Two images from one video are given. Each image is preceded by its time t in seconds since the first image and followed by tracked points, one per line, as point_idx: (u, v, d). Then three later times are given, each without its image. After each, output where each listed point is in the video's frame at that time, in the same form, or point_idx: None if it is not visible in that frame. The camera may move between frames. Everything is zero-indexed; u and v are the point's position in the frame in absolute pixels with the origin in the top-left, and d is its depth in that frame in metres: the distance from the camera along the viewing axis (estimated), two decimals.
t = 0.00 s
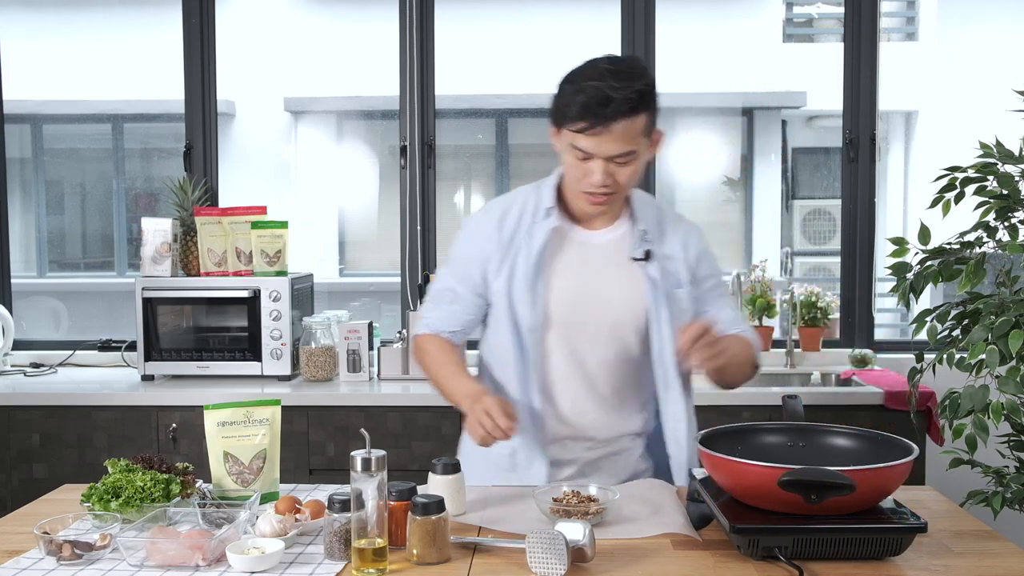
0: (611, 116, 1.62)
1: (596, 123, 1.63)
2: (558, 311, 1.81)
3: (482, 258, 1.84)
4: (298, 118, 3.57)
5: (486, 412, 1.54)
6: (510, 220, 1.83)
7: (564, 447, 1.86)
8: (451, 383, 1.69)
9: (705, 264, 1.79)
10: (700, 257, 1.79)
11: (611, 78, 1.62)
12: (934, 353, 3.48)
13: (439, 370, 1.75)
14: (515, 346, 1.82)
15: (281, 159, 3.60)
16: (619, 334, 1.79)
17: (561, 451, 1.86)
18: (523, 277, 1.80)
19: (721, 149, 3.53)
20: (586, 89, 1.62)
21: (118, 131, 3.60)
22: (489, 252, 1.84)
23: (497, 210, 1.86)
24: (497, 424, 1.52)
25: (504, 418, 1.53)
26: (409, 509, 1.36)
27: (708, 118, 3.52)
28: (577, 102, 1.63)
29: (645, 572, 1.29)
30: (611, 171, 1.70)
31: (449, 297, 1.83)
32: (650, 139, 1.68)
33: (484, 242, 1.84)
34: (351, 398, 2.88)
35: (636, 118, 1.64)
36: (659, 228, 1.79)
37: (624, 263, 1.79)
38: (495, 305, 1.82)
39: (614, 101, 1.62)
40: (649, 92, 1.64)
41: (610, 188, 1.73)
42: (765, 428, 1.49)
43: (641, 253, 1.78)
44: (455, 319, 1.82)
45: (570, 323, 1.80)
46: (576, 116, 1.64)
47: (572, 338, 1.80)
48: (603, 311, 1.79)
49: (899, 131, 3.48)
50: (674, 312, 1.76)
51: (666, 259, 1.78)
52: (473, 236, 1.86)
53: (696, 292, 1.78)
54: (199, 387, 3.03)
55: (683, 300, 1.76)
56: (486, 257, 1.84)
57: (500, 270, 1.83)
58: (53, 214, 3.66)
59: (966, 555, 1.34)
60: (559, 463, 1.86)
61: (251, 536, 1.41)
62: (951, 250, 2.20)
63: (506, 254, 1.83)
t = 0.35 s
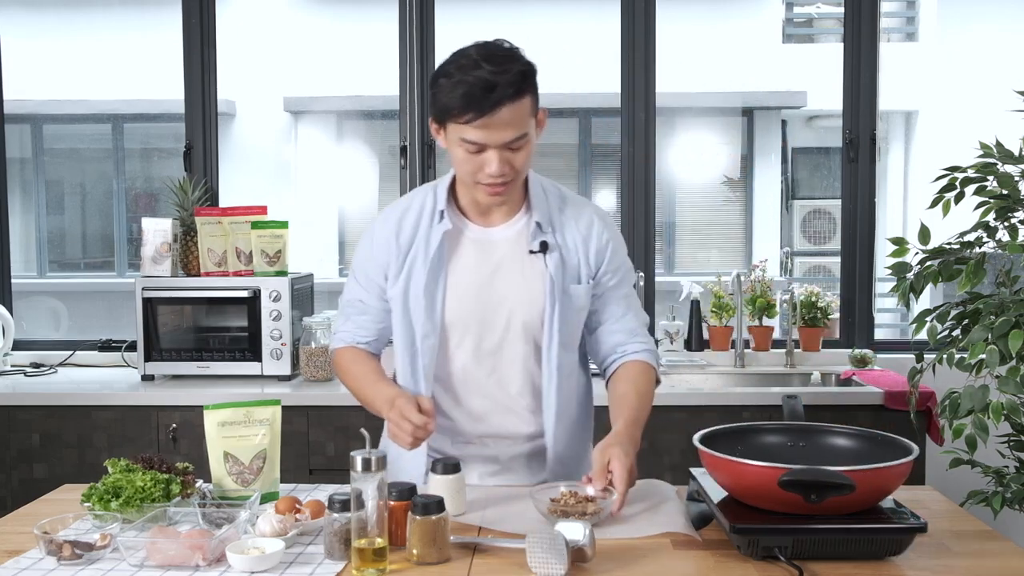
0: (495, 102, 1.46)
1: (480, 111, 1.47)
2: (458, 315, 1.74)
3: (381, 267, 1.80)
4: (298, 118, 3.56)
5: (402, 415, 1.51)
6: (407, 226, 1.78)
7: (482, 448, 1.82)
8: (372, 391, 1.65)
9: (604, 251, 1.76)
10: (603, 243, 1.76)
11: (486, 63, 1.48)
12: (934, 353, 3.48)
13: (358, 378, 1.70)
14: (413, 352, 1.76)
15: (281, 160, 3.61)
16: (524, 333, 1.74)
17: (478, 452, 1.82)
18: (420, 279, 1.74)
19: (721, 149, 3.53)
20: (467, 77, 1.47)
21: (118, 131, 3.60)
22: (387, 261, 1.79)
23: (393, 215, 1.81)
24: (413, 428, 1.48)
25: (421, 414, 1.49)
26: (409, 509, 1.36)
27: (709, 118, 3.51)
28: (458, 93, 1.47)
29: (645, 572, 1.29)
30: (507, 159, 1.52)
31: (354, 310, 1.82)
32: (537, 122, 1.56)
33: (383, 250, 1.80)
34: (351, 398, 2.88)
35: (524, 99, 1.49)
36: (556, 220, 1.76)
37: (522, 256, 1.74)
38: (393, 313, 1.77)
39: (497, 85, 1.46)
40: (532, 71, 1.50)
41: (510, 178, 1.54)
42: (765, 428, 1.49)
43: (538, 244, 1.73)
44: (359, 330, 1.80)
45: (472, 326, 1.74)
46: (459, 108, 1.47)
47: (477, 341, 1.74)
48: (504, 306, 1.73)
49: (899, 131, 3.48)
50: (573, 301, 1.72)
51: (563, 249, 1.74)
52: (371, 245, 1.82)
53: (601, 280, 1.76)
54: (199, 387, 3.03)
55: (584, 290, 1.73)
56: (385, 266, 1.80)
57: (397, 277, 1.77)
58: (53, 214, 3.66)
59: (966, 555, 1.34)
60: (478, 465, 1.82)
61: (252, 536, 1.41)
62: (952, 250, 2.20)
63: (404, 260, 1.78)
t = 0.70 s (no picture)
0: (488, 101, 1.50)
1: (475, 111, 1.51)
2: (475, 316, 1.79)
3: (398, 274, 1.86)
4: (298, 118, 3.56)
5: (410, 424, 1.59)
6: (420, 233, 1.84)
7: (512, 448, 1.84)
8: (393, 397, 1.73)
9: (618, 241, 1.80)
10: (617, 234, 1.81)
11: (477, 64, 1.52)
12: (934, 353, 3.48)
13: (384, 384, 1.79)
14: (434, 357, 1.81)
15: (281, 160, 3.61)
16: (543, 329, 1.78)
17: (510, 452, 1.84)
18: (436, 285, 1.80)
19: (721, 149, 3.53)
20: (457, 79, 1.51)
21: (118, 131, 3.60)
22: (404, 268, 1.85)
23: (407, 223, 1.86)
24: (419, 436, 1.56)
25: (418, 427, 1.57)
26: (409, 509, 1.36)
27: (709, 118, 3.51)
28: (450, 94, 1.51)
29: (645, 572, 1.29)
30: (505, 159, 1.56)
31: (380, 317, 1.89)
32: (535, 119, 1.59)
33: (399, 259, 1.86)
34: (351, 398, 2.88)
35: (517, 97, 1.53)
36: (569, 215, 1.81)
37: (536, 253, 1.79)
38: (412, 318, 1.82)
39: (489, 83, 1.50)
40: (521, 67, 1.54)
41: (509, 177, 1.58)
42: (765, 428, 1.49)
43: (550, 241, 1.78)
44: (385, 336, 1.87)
45: (490, 325, 1.79)
46: (453, 109, 1.52)
47: (495, 339, 1.79)
48: (521, 304, 1.78)
49: (899, 131, 3.48)
50: (587, 296, 1.77)
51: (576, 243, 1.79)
52: (387, 254, 1.88)
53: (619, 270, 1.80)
54: (199, 387, 3.03)
55: (599, 282, 1.77)
56: (400, 273, 1.86)
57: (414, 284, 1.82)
58: (53, 214, 3.66)
59: (967, 555, 1.33)
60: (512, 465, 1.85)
61: (252, 536, 1.41)
62: (951, 250, 2.20)
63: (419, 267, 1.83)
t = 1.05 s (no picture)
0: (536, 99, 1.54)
1: (522, 107, 1.55)
2: (522, 314, 1.81)
3: (445, 269, 1.88)
4: (298, 118, 3.56)
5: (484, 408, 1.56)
6: (470, 228, 1.86)
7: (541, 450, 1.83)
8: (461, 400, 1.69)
9: (662, 244, 1.83)
10: (663, 237, 1.83)
11: (532, 62, 1.56)
12: (934, 353, 3.48)
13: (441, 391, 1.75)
14: (484, 353, 1.83)
15: (281, 160, 3.60)
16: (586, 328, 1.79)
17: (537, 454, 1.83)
18: (485, 279, 1.81)
19: (720, 149, 3.53)
20: (509, 76, 1.55)
21: (118, 131, 3.60)
22: (453, 263, 1.86)
23: (458, 218, 1.88)
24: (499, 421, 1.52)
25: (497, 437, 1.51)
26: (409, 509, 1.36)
27: (709, 118, 3.51)
28: (501, 89, 1.55)
29: (645, 572, 1.29)
30: (550, 157, 1.60)
31: (421, 313, 1.87)
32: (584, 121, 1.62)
33: (448, 253, 1.87)
34: (351, 398, 2.88)
35: (568, 96, 1.57)
36: (615, 217, 1.84)
37: (581, 254, 1.81)
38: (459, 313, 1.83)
39: (537, 82, 1.53)
40: (574, 67, 1.58)
41: (554, 175, 1.61)
42: (765, 428, 1.49)
43: (596, 242, 1.80)
44: (430, 338, 1.85)
45: (536, 322, 1.80)
46: (502, 103, 1.56)
47: (541, 338, 1.79)
48: (566, 304, 1.80)
49: (899, 131, 3.48)
50: (631, 298, 1.79)
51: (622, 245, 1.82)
52: (437, 248, 1.90)
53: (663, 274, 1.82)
54: (199, 387, 3.03)
55: (642, 285, 1.80)
56: (449, 268, 1.87)
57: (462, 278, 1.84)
58: (54, 214, 3.66)
59: (967, 555, 1.33)
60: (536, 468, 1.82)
61: (251, 536, 1.41)
62: (952, 250, 2.20)
63: (468, 262, 1.85)
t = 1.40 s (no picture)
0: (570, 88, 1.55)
1: (556, 94, 1.56)
2: (552, 304, 1.79)
3: (472, 253, 1.84)
4: (298, 118, 3.56)
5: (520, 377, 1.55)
6: (501, 214, 1.83)
7: (552, 445, 1.82)
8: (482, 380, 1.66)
9: (691, 244, 1.83)
10: (691, 239, 1.83)
11: (569, 50, 1.58)
12: (934, 353, 3.48)
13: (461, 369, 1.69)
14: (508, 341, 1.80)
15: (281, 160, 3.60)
16: (613, 325, 1.78)
17: (547, 450, 1.82)
18: (516, 267, 1.79)
19: (720, 149, 3.53)
20: (543, 63, 1.57)
21: (118, 131, 3.60)
22: (482, 248, 1.83)
23: (491, 203, 1.85)
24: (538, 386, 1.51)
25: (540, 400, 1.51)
26: (409, 509, 1.36)
27: (709, 119, 3.51)
28: (536, 75, 1.57)
29: (645, 572, 1.29)
30: (580, 148, 1.60)
31: (444, 299, 1.83)
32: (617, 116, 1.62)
33: (478, 237, 1.83)
34: (351, 398, 2.88)
35: (602, 87, 1.57)
36: (645, 213, 1.83)
37: (611, 248, 1.80)
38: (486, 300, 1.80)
39: (570, 71, 1.55)
40: (610, 60, 1.59)
41: (581, 167, 1.61)
42: (765, 428, 1.49)
43: (627, 237, 1.80)
44: (450, 323, 1.80)
45: (563, 315, 1.79)
46: (534, 89, 1.57)
47: (568, 333, 1.79)
48: (596, 297, 1.79)
49: (899, 131, 3.48)
50: (660, 294, 1.79)
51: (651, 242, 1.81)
52: (466, 231, 1.86)
53: (688, 275, 1.82)
54: (199, 387, 3.04)
55: (670, 283, 1.79)
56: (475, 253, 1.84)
57: (491, 265, 1.81)
58: (54, 214, 3.66)
59: (967, 555, 1.33)
60: (546, 464, 1.81)
61: (252, 536, 1.41)
62: (951, 250, 2.20)
63: (498, 248, 1.82)
